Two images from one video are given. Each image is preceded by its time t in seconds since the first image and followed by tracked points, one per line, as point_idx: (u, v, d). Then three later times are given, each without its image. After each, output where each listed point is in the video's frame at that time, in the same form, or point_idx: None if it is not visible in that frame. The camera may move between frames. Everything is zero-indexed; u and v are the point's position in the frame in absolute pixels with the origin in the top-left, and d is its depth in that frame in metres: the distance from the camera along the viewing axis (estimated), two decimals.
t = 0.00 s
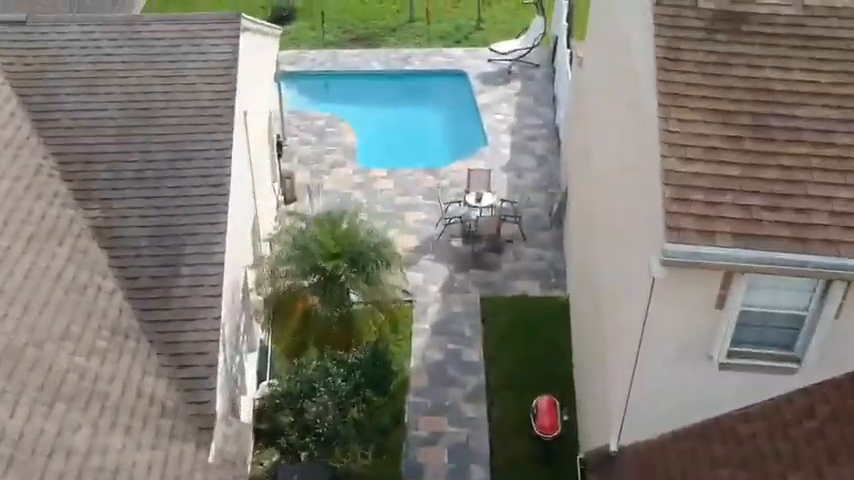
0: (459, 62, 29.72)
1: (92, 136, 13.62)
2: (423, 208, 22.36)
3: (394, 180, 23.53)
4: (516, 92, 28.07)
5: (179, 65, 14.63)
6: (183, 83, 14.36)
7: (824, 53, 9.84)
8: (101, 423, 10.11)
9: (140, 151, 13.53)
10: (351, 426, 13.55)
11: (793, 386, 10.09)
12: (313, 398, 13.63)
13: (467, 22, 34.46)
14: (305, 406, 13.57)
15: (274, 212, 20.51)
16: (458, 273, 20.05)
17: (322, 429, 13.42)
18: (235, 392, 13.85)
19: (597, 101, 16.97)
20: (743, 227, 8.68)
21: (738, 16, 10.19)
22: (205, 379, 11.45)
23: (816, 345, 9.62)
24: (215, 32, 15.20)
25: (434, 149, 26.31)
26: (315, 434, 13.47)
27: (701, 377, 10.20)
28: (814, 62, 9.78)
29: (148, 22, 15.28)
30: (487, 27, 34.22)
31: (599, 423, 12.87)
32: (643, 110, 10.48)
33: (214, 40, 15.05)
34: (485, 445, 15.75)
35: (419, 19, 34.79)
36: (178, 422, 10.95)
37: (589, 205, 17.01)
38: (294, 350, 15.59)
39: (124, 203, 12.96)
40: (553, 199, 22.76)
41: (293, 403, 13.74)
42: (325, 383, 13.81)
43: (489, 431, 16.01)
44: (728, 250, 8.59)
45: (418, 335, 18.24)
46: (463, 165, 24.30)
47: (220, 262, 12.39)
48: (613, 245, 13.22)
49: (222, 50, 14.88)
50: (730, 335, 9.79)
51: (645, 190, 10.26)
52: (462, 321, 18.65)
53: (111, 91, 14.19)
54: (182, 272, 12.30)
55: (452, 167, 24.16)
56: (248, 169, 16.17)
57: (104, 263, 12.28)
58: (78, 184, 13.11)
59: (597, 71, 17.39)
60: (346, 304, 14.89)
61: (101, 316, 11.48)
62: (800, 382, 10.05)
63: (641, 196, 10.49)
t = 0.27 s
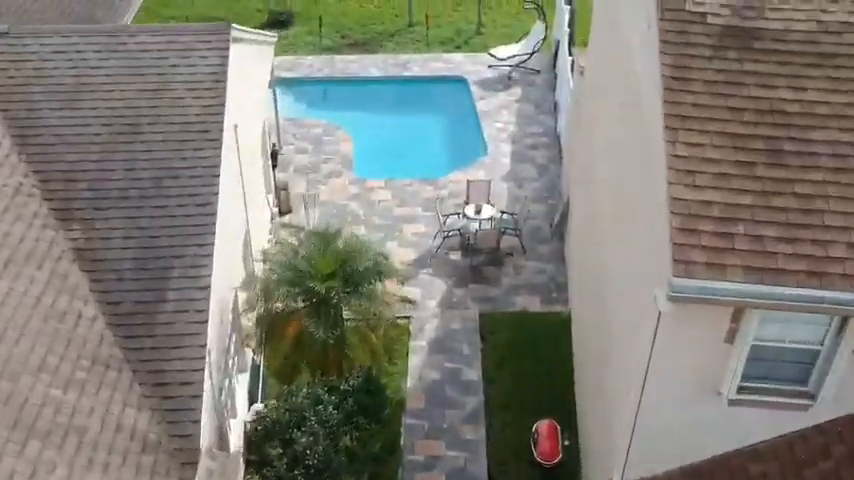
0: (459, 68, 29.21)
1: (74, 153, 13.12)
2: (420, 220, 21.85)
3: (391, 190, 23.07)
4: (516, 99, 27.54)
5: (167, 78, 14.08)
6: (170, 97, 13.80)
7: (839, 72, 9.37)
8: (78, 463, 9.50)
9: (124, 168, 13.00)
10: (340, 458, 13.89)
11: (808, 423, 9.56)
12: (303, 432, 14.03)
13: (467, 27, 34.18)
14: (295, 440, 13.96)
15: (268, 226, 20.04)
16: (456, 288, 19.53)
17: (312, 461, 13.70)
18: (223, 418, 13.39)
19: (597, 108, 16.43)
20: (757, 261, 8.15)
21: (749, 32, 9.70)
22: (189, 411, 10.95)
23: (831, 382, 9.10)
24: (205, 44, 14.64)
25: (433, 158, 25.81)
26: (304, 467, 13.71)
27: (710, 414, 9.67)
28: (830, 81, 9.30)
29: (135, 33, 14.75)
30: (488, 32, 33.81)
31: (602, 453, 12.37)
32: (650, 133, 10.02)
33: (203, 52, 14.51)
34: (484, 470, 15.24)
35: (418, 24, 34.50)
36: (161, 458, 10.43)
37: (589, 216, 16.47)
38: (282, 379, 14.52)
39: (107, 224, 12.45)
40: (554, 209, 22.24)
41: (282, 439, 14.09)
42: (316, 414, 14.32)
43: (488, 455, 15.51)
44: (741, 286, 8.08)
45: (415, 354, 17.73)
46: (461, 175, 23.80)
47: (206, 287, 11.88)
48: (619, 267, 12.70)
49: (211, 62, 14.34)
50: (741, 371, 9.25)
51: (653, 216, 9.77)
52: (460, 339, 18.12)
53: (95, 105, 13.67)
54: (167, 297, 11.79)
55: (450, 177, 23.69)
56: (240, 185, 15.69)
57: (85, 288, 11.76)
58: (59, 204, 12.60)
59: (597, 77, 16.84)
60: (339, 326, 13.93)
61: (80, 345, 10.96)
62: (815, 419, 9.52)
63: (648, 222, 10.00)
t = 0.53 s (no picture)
0: (457, 74, 28.83)
1: (57, 169, 12.68)
2: (416, 231, 21.45)
3: (386, 201, 22.59)
4: (515, 106, 27.16)
5: (153, 91, 13.65)
6: (157, 111, 13.38)
7: (850, 91, 8.94)
8: None
9: (108, 185, 12.56)
10: None
11: (819, 459, 9.10)
12: (292, 459, 13.27)
13: (465, 31, 33.86)
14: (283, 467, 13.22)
15: (261, 239, 19.66)
16: (452, 302, 19.12)
17: None
18: (210, 443, 13.00)
19: (597, 116, 16.03)
20: (763, 294, 7.74)
21: (753, 50, 9.32)
22: (173, 441, 10.53)
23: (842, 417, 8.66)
24: (192, 55, 14.20)
25: (431, 166, 25.43)
26: None
27: (714, 450, 9.24)
28: (839, 101, 8.89)
29: (121, 45, 14.32)
30: (486, 37, 33.48)
31: None
32: (652, 152, 9.65)
33: (191, 64, 14.10)
34: None
35: (416, 29, 34.17)
36: None
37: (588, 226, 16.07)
38: (272, 401, 14.25)
39: (89, 243, 12.01)
40: (552, 220, 21.86)
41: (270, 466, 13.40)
42: (305, 440, 13.49)
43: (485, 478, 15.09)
44: (745, 321, 7.67)
45: (410, 370, 17.31)
46: (458, 184, 23.42)
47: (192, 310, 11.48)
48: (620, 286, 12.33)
49: (198, 75, 13.93)
50: (747, 406, 8.81)
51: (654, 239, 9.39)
52: (457, 355, 17.70)
53: (78, 119, 13.24)
54: (151, 320, 11.38)
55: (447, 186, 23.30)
56: (230, 199, 15.31)
57: (65, 311, 11.31)
58: (40, 222, 12.16)
59: (597, 84, 16.43)
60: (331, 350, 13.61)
61: (59, 372, 10.45)
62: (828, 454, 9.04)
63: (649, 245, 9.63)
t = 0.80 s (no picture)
0: (456, 78, 28.48)
1: (41, 183, 12.32)
2: (413, 240, 21.10)
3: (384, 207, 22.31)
4: (515, 111, 26.78)
5: (141, 102, 13.34)
6: (143, 123, 13.06)
7: None
8: None
9: (93, 200, 12.22)
10: None
11: None
12: None
13: (464, 35, 33.60)
14: None
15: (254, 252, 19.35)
16: (449, 314, 18.75)
17: None
18: (198, 463, 12.65)
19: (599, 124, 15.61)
20: (770, 326, 7.36)
21: (760, 65, 8.94)
22: (157, 468, 10.15)
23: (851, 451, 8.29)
24: (181, 65, 14.01)
25: (429, 173, 25.06)
26: None
27: None
28: (849, 120, 8.51)
29: (108, 55, 14.07)
30: (485, 40, 33.22)
31: None
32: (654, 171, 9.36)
33: (179, 74, 13.82)
34: None
35: (415, 31, 33.86)
36: None
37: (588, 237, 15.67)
38: (263, 420, 13.90)
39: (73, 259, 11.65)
40: (552, 229, 21.51)
41: None
42: (295, 464, 13.10)
43: None
44: (749, 355, 7.28)
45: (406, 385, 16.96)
46: (456, 192, 23.10)
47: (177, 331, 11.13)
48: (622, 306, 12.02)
49: (187, 85, 13.65)
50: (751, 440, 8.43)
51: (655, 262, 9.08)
52: (454, 369, 17.33)
53: (63, 131, 12.89)
54: (135, 341, 11.03)
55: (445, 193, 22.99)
56: (219, 211, 15.02)
57: (47, 332, 10.88)
58: (22, 238, 11.78)
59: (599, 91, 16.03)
60: (323, 370, 13.46)
61: (39, 396, 10.11)
62: None
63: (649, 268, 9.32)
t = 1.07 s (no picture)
0: (508, 89, 27.98)
1: (75, 196, 12.09)
2: (455, 257, 20.58)
3: (427, 222, 21.87)
4: (566, 125, 26.11)
5: (179, 114, 13.00)
6: (181, 137, 12.71)
7: None
8: None
9: (125, 215, 11.94)
10: None
11: None
12: None
13: (517, 45, 33.23)
14: None
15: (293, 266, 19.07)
16: (489, 338, 18.13)
17: None
18: None
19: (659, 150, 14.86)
20: (834, 401, 6.66)
21: (833, 106, 8.28)
22: None
23: None
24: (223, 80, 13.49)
25: (475, 186, 24.49)
26: None
27: None
28: None
29: (150, 64, 13.75)
30: (538, 51, 32.80)
31: None
32: (712, 212, 8.69)
33: (219, 88, 13.40)
34: None
35: (467, 39, 33.51)
36: None
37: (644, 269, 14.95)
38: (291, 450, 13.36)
39: (102, 277, 11.36)
40: (599, 250, 20.82)
41: None
42: None
43: None
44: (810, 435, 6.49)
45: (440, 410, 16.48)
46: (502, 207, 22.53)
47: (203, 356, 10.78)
48: (673, 347, 11.34)
49: (229, 100, 13.18)
50: None
51: (709, 311, 8.40)
52: (491, 396, 16.74)
53: (100, 142, 12.63)
54: (158, 365, 10.70)
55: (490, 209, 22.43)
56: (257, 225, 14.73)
57: (72, 353, 10.59)
58: (53, 253, 11.54)
59: (659, 115, 15.27)
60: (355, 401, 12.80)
61: (59, 420, 9.70)
62: None
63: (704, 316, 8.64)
